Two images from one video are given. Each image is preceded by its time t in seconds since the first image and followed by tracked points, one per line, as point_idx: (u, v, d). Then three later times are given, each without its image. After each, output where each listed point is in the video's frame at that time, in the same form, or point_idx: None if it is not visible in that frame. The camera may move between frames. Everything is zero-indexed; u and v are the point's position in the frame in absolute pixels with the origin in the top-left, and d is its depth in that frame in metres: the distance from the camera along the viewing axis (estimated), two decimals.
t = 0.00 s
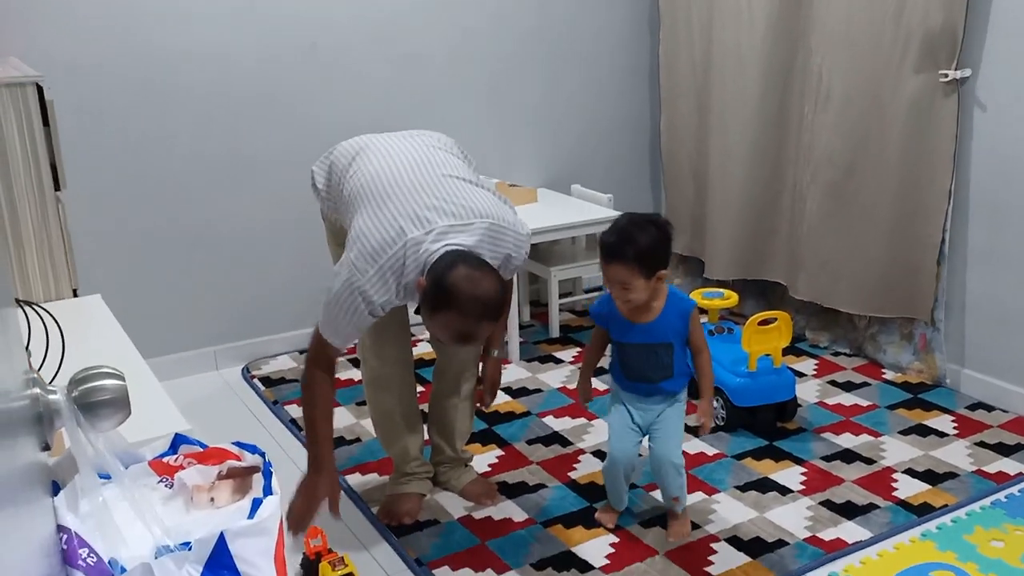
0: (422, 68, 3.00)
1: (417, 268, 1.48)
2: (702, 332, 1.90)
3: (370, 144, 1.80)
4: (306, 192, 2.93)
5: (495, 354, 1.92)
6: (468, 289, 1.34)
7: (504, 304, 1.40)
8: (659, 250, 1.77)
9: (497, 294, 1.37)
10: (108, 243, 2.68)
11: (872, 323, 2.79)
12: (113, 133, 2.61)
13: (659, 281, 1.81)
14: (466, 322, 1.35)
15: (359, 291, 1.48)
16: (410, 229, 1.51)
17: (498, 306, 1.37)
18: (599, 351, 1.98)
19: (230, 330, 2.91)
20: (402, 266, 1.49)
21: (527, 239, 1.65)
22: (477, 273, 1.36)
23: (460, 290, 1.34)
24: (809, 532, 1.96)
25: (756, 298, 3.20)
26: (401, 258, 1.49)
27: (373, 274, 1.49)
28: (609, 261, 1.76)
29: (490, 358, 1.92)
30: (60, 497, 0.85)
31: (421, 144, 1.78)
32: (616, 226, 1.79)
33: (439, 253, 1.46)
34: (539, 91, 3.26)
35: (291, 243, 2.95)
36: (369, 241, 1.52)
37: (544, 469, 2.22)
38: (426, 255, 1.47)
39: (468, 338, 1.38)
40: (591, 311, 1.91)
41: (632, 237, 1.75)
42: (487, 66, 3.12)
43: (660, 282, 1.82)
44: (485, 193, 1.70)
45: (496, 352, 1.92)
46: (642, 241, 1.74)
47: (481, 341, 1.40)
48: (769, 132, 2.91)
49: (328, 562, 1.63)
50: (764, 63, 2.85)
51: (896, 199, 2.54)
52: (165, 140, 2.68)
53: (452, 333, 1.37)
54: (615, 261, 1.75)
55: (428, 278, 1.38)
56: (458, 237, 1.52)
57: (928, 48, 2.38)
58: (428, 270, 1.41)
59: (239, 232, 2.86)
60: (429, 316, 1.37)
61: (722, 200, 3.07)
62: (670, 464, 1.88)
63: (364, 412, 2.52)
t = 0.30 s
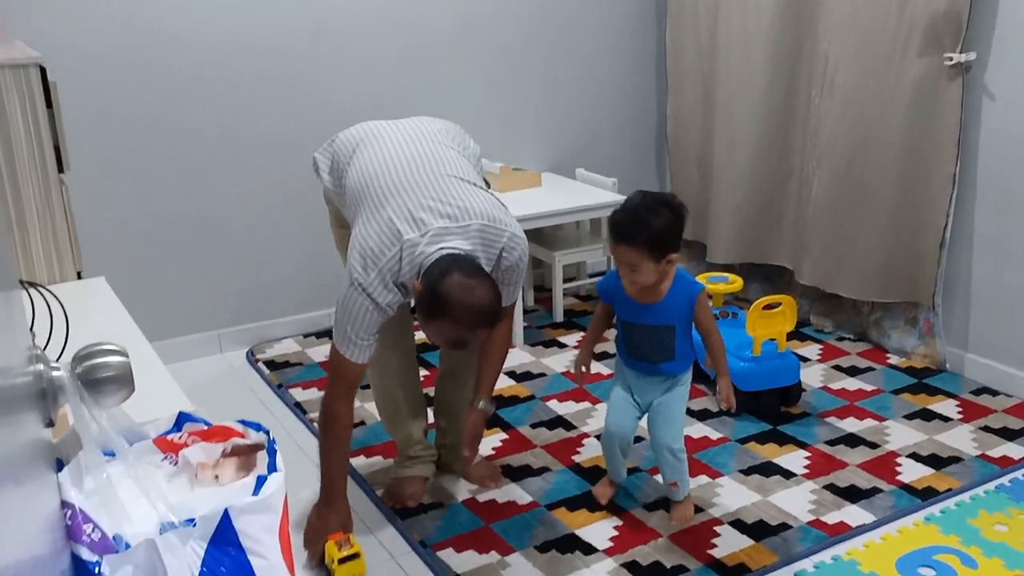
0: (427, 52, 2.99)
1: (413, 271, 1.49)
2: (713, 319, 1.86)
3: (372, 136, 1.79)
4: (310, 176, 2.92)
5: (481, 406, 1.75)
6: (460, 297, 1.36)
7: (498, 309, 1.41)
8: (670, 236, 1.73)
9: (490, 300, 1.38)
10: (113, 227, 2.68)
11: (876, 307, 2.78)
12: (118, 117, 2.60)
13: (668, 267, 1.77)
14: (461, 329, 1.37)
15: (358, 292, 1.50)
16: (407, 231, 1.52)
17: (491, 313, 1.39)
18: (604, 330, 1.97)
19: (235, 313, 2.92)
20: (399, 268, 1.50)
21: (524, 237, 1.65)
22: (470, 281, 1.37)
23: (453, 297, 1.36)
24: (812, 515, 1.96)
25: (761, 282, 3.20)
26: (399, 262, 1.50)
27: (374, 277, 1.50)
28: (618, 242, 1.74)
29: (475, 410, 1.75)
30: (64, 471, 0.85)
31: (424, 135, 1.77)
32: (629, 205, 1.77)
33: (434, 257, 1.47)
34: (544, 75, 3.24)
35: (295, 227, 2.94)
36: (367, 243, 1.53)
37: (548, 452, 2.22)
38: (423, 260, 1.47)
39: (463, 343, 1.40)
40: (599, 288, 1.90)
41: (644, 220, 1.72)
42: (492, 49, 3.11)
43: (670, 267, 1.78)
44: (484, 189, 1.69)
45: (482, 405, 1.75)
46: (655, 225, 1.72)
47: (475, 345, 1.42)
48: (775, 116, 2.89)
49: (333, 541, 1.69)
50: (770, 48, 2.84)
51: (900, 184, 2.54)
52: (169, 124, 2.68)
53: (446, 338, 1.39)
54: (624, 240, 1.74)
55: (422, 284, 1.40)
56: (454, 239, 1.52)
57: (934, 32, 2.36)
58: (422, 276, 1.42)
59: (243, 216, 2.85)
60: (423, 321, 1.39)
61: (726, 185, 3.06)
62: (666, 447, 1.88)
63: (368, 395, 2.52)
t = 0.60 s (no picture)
0: (430, 41, 2.99)
1: (406, 259, 1.51)
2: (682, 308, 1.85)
3: (381, 121, 1.79)
4: (312, 166, 2.92)
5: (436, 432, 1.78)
6: (450, 293, 1.36)
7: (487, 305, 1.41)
8: (640, 219, 1.74)
9: (480, 296, 1.38)
10: (115, 217, 2.68)
11: (878, 297, 2.78)
12: (119, 106, 2.60)
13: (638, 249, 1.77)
14: (449, 323, 1.38)
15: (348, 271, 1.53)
16: (406, 220, 1.53)
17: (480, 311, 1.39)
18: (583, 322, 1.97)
19: (237, 303, 2.92)
20: (392, 254, 1.52)
21: (521, 244, 1.65)
22: (460, 276, 1.37)
23: (442, 293, 1.36)
24: (813, 504, 1.96)
25: (763, 272, 3.19)
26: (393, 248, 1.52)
27: (363, 258, 1.52)
28: (589, 222, 1.74)
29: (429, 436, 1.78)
30: (67, 458, 0.85)
31: (431, 123, 1.77)
32: (600, 187, 1.78)
33: (429, 248, 1.48)
34: (547, 64, 3.23)
35: (298, 217, 2.95)
36: (364, 225, 1.54)
37: (549, 442, 2.23)
38: (417, 250, 1.49)
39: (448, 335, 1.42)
40: (572, 274, 1.91)
41: (615, 202, 1.73)
42: (494, 38, 3.10)
43: (640, 251, 1.79)
44: (488, 190, 1.70)
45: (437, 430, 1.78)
46: (625, 207, 1.72)
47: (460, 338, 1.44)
48: (777, 105, 2.89)
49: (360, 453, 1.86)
50: (773, 36, 2.83)
51: (902, 173, 2.53)
52: (170, 113, 2.68)
53: (435, 330, 1.40)
54: (593, 223, 1.74)
55: (414, 275, 1.40)
56: (451, 233, 1.53)
57: (936, 19, 2.36)
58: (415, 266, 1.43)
59: (245, 206, 2.85)
60: (414, 312, 1.40)
61: (729, 174, 3.05)
62: (637, 435, 1.85)
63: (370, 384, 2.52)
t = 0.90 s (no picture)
0: (426, 35, 2.98)
1: (388, 255, 1.50)
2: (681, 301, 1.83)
3: (376, 115, 1.79)
4: (308, 161, 2.92)
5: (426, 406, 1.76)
6: (423, 288, 1.36)
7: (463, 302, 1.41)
8: (638, 203, 1.74)
9: (456, 292, 1.38)
10: (109, 212, 2.67)
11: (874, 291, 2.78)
12: (113, 101, 2.59)
13: (636, 235, 1.77)
14: (425, 318, 1.38)
15: (331, 266, 1.52)
16: (388, 215, 1.52)
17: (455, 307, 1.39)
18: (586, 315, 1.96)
19: (233, 299, 2.92)
20: (374, 249, 1.51)
21: (509, 242, 1.63)
22: (436, 271, 1.37)
23: (417, 288, 1.36)
24: (809, 498, 1.96)
25: (759, 266, 3.19)
26: (374, 242, 1.51)
27: (346, 253, 1.52)
28: (588, 205, 1.75)
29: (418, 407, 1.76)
30: (58, 451, 0.85)
31: (426, 119, 1.76)
32: (602, 174, 1.79)
33: (408, 244, 1.47)
34: (543, 58, 3.23)
35: (294, 212, 2.94)
36: (348, 219, 1.54)
37: (545, 437, 2.22)
38: (397, 245, 1.48)
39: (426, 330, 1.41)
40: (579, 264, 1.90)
41: (614, 186, 1.73)
42: (491, 32, 3.09)
43: (638, 238, 1.78)
44: (479, 189, 1.68)
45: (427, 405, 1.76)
46: (623, 191, 1.73)
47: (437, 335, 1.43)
48: (773, 99, 2.89)
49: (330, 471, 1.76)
50: (770, 29, 2.83)
51: (898, 163, 2.56)
52: (166, 108, 2.67)
53: (412, 325, 1.41)
54: (590, 206, 1.75)
55: (392, 270, 1.40)
56: (434, 229, 1.51)
57: (933, 11, 2.38)
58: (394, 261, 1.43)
59: (240, 200, 2.85)
60: (392, 306, 1.41)
61: (726, 168, 3.05)
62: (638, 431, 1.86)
63: (366, 380, 2.52)
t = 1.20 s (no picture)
0: (418, 37, 2.98)
1: (378, 263, 1.50)
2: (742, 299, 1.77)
3: (361, 121, 1.79)
4: (300, 164, 2.91)
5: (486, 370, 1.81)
6: (412, 297, 1.36)
7: (454, 308, 1.41)
8: (687, 202, 1.70)
9: (445, 298, 1.38)
10: (101, 216, 2.66)
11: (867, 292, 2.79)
12: (105, 105, 2.59)
13: (689, 235, 1.72)
14: (415, 326, 1.39)
15: (325, 280, 1.53)
16: (376, 224, 1.53)
17: (443, 315, 1.39)
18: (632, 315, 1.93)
19: (226, 302, 2.91)
20: (365, 259, 1.52)
21: (502, 237, 1.64)
22: (425, 280, 1.37)
23: (406, 296, 1.36)
24: (802, 499, 1.97)
25: (752, 268, 3.20)
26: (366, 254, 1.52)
27: (339, 266, 1.52)
28: (639, 207, 1.72)
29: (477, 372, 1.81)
30: (47, 460, 0.89)
31: (411, 122, 1.76)
32: (653, 175, 1.76)
33: (398, 252, 1.47)
34: (535, 60, 3.23)
35: (284, 217, 2.94)
36: (339, 232, 1.54)
37: (539, 439, 2.22)
38: (387, 254, 1.48)
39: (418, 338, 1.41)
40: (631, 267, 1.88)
41: (661, 187, 1.71)
42: (483, 34, 3.09)
43: (693, 237, 1.73)
44: (468, 188, 1.68)
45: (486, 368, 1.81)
46: (672, 190, 1.70)
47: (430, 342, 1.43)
48: (765, 100, 2.90)
49: (306, 515, 1.79)
50: (761, 30, 2.84)
51: (887, 162, 2.59)
52: (157, 111, 2.67)
53: (402, 333, 1.41)
54: (641, 208, 1.72)
55: (382, 280, 1.40)
56: (423, 235, 1.52)
57: (923, 10, 2.41)
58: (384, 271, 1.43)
59: (232, 204, 2.84)
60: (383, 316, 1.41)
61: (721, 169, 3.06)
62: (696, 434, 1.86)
63: (360, 383, 2.52)
